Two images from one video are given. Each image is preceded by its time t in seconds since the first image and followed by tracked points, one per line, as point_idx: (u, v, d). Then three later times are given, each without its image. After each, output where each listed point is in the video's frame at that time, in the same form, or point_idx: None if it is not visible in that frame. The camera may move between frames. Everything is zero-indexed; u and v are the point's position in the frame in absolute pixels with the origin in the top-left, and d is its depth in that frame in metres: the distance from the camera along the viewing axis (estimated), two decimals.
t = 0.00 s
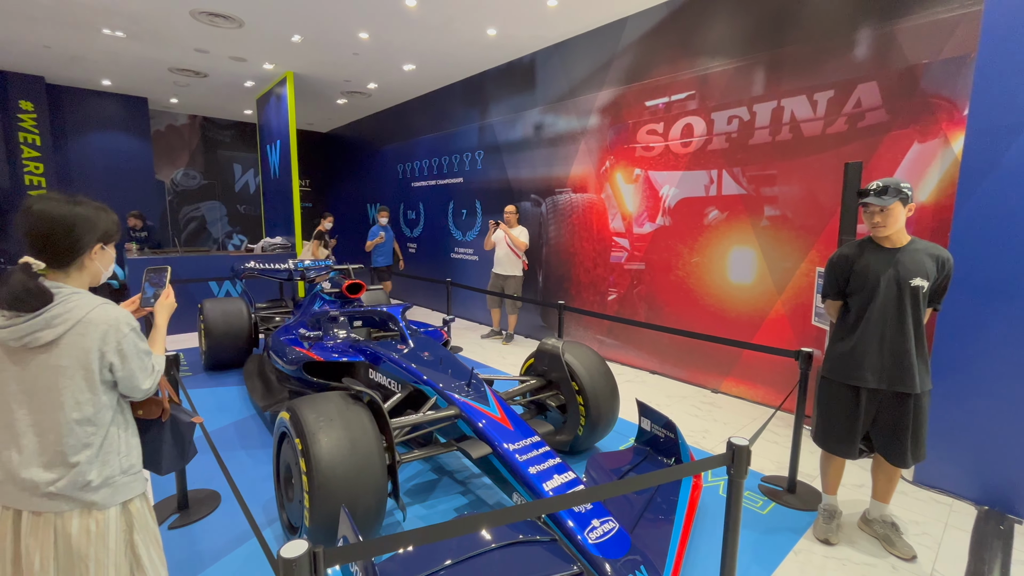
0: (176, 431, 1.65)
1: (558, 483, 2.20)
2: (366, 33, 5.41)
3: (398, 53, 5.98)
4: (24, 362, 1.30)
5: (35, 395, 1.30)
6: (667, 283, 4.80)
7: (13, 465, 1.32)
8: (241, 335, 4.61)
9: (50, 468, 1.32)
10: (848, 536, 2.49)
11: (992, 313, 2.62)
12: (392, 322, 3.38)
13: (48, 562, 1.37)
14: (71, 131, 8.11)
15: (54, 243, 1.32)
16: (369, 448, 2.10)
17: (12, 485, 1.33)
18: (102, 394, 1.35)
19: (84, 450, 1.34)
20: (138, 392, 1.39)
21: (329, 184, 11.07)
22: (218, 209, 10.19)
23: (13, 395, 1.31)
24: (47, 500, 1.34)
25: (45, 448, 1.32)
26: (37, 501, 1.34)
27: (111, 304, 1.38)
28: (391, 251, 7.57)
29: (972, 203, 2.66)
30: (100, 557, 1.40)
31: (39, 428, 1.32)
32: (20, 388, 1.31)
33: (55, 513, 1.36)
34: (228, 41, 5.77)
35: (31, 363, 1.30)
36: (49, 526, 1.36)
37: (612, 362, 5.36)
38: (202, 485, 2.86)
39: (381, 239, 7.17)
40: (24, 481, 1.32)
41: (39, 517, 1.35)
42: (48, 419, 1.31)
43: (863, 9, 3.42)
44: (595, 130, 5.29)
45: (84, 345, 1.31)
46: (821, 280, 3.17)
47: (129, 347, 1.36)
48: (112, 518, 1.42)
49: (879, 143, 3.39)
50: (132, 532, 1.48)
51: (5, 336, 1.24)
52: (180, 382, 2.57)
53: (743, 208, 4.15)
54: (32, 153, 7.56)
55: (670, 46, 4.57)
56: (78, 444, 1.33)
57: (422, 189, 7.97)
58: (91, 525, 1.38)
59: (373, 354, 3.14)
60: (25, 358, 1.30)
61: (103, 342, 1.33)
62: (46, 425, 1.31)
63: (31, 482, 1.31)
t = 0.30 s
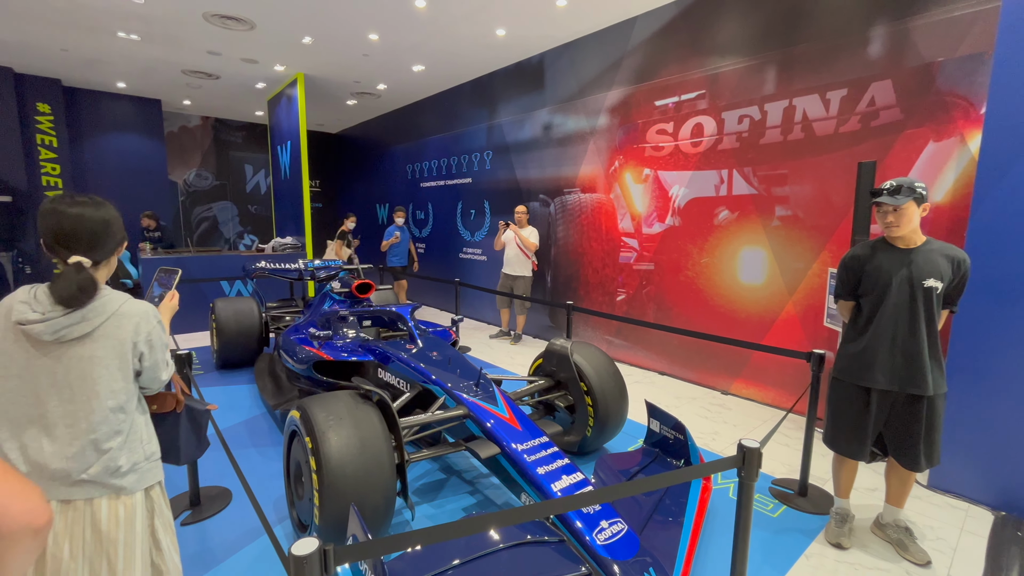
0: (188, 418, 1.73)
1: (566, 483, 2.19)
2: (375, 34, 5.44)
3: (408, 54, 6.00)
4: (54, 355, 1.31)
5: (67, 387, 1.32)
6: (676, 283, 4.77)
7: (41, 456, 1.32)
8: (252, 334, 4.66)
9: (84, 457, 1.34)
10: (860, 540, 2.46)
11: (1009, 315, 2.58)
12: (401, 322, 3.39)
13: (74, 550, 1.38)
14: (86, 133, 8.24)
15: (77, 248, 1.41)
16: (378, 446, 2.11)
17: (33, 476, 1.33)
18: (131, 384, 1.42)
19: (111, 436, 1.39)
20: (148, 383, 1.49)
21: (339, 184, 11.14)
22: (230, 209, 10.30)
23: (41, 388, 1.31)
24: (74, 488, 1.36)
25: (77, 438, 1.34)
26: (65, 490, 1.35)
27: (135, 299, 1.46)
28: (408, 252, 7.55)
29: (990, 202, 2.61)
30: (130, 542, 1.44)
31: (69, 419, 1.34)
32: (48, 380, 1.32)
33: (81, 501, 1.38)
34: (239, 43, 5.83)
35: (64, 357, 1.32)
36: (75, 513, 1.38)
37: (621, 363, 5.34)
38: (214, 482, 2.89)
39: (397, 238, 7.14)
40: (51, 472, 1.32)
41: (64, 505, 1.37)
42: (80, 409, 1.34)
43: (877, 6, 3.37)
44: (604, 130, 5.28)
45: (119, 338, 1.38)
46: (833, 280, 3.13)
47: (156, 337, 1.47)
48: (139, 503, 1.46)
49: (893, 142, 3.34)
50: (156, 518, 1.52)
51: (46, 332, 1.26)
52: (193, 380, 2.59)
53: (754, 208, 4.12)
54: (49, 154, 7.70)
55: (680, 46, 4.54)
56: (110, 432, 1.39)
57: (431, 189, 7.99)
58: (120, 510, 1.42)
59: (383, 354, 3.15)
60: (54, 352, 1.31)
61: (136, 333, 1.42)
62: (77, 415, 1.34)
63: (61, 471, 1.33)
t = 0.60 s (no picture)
0: (190, 404, 1.83)
1: (575, 484, 2.18)
2: (386, 36, 5.46)
3: (418, 55, 6.02)
4: (76, 347, 1.40)
5: (91, 375, 1.41)
6: (686, 284, 4.74)
7: (69, 441, 1.39)
8: (264, 333, 4.71)
9: (112, 437, 1.42)
10: (874, 544, 2.43)
11: None
12: (410, 321, 3.41)
13: (103, 530, 1.44)
14: (103, 135, 8.37)
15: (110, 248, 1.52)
16: (387, 445, 2.12)
17: (61, 462, 1.39)
18: (149, 369, 1.54)
19: (134, 420, 1.48)
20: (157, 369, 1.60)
21: (349, 185, 11.21)
22: (242, 209, 10.41)
23: (64, 378, 1.39)
24: (101, 469, 1.43)
25: (103, 421, 1.42)
26: (93, 472, 1.42)
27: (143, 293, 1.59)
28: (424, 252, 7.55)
29: (1008, 202, 2.57)
30: (157, 518, 1.52)
31: (94, 404, 1.42)
32: (70, 371, 1.40)
33: (107, 481, 1.45)
34: (252, 46, 5.89)
35: (90, 347, 1.42)
36: (104, 495, 1.45)
37: (630, 364, 5.32)
38: (226, 479, 2.93)
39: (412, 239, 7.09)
40: (81, 454, 1.39)
41: (92, 487, 1.43)
42: (105, 394, 1.43)
43: (892, 3, 3.33)
44: (614, 130, 5.26)
45: (138, 327, 1.51)
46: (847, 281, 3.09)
47: (168, 325, 1.61)
48: (161, 480, 1.55)
49: (908, 141, 3.30)
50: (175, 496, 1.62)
51: (72, 324, 1.35)
52: (205, 378, 2.62)
53: (766, 208, 4.08)
54: (67, 156, 7.83)
55: (691, 44, 4.51)
56: (134, 413, 1.48)
57: (440, 190, 8.01)
58: (145, 487, 1.51)
59: (392, 354, 3.17)
60: (76, 344, 1.40)
61: (153, 322, 1.55)
62: (101, 400, 1.42)
63: (91, 452, 1.40)
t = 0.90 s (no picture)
0: (183, 394, 1.88)
1: (585, 485, 2.18)
2: (398, 37, 5.50)
3: (429, 56, 6.05)
4: (102, 338, 1.44)
5: (116, 363, 1.46)
6: (698, 284, 4.71)
7: (96, 424, 1.43)
8: (276, 332, 4.76)
9: (139, 419, 1.49)
10: (889, 549, 2.39)
11: None
12: (421, 321, 3.43)
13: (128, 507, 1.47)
14: (121, 137, 8.52)
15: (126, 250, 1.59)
16: (398, 444, 2.14)
17: (88, 445, 1.42)
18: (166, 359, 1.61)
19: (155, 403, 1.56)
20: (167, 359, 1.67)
21: (360, 186, 11.29)
22: (255, 210, 10.54)
23: (90, 366, 1.43)
24: (125, 449, 1.48)
25: (129, 404, 1.48)
26: (119, 452, 1.46)
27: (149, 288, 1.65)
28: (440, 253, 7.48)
29: None
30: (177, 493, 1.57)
31: (119, 390, 1.47)
32: (96, 360, 1.44)
33: (130, 460, 1.49)
34: (266, 48, 5.96)
35: (118, 338, 1.47)
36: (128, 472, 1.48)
37: (641, 365, 5.30)
38: (240, 476, 2.97)
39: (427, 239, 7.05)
40: (110, 436, 1.43)
41: (117, 465, 1.47)
42: (130, 381, 1.48)
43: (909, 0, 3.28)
44: (625, 130, 5.24)
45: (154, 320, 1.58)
46: (861, 282, 3.05)
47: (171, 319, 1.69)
48: (176, 459, 1.61)
49: (926, 140, 3.25)
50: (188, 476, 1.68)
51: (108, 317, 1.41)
52: (220, 377, 2.65)
53: (779, 208, 4.04)
54: (86, 158, 7.99)
55: (702, 43, 4.49)
56: (154, 398, 1.55)
57: (451, 190, 8.04)
58: (166, 464, 1.56)
59: (403, 353, 3.19)
60: (103, 335, 1.44)
61: (167, 316, 1.63)
62: (125, 386, 1.48)
63: (119, 433, 1.45)
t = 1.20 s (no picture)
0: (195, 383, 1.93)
1: (595, 486, 2.18)
2: (409, 39, 5.53)
3: (440, 57, 6.07)
4: (135, 331, 1.59)
5: (148, 353, 1.63)
6: (710, 285, 4.68)
7: (137, 407, 1.60)
8: (290, 331, 4.82)
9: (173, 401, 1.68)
10: (905, 555, 2.36)
11: None
12: (432, 321, 3.45)
13: (164, 481, 1.68)
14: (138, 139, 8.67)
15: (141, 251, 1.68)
16: (409, 442, 2.15)
17: (130, 426, 1.60)
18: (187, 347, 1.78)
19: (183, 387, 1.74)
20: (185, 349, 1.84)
21: (371, 186, 11.37)
22: (269, 211, 10.66)
23: (126, 355, 1.58)
24: (160, 429, 1.67)
25: (161, 388, 1.66)
26: (157, 432, 1.65)
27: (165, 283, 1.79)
28: (457, 254, 7.31)
29: None
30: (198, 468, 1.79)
31: (152, 377, 1.64)
32: (130, 351, 1.59)
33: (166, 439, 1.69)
34: (280, 51, 6.02)
35: (148, 330, 1.62)
36: (166, 451, 1.69)
37: (652, 366, 5.27)
38: (254, 473, 3.01)
39: (444, 239, 6.96)
40: (151, 417, 1.62)
41: (155, 444, 1.66)
42: (161, 368, 1.66)
43: None
44: (636, 130, 5.22)
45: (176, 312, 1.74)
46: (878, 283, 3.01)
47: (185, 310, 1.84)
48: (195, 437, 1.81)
49: (945, 138, 3.20)
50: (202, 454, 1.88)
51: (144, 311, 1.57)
52: (235, 375, 2.69)
53: (793, 208, 4.00)
54: (105, 160, 8.16)
55: (715, 42, 4.45)
56: (182, 383, 1.75)
57: (461, 190, 8.07)
58: (191, 441, 1.76)
59: (414, 353, 3.20)
60: (136, 328, 1.60)
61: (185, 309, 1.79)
62: (158, 373, 1.66)
63: (158, 414, 1.64)
